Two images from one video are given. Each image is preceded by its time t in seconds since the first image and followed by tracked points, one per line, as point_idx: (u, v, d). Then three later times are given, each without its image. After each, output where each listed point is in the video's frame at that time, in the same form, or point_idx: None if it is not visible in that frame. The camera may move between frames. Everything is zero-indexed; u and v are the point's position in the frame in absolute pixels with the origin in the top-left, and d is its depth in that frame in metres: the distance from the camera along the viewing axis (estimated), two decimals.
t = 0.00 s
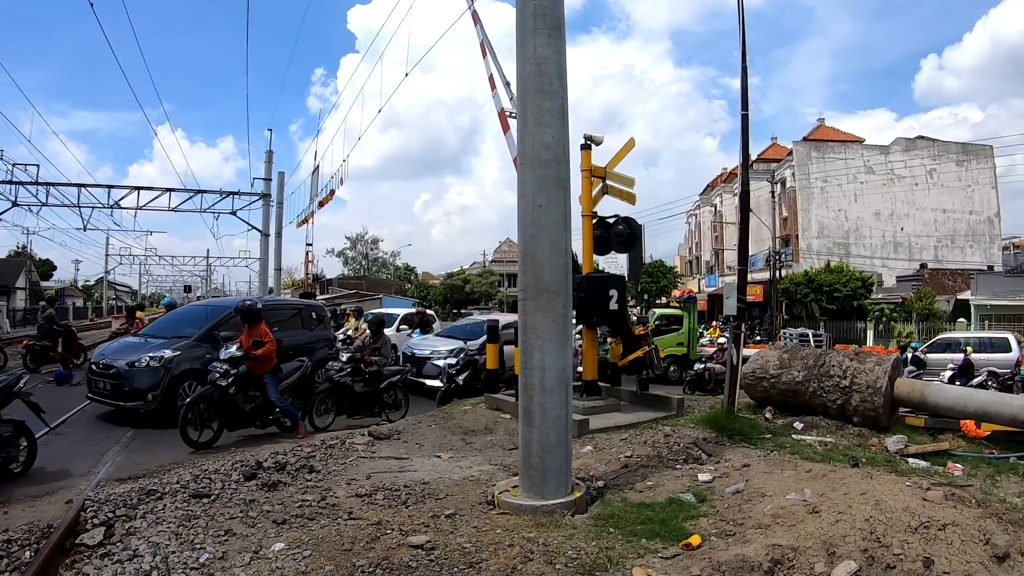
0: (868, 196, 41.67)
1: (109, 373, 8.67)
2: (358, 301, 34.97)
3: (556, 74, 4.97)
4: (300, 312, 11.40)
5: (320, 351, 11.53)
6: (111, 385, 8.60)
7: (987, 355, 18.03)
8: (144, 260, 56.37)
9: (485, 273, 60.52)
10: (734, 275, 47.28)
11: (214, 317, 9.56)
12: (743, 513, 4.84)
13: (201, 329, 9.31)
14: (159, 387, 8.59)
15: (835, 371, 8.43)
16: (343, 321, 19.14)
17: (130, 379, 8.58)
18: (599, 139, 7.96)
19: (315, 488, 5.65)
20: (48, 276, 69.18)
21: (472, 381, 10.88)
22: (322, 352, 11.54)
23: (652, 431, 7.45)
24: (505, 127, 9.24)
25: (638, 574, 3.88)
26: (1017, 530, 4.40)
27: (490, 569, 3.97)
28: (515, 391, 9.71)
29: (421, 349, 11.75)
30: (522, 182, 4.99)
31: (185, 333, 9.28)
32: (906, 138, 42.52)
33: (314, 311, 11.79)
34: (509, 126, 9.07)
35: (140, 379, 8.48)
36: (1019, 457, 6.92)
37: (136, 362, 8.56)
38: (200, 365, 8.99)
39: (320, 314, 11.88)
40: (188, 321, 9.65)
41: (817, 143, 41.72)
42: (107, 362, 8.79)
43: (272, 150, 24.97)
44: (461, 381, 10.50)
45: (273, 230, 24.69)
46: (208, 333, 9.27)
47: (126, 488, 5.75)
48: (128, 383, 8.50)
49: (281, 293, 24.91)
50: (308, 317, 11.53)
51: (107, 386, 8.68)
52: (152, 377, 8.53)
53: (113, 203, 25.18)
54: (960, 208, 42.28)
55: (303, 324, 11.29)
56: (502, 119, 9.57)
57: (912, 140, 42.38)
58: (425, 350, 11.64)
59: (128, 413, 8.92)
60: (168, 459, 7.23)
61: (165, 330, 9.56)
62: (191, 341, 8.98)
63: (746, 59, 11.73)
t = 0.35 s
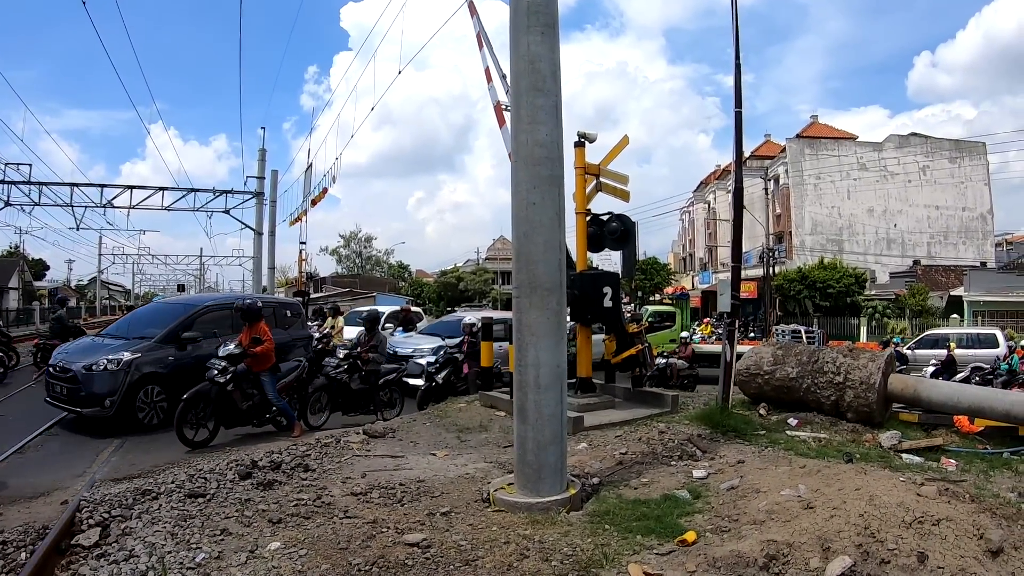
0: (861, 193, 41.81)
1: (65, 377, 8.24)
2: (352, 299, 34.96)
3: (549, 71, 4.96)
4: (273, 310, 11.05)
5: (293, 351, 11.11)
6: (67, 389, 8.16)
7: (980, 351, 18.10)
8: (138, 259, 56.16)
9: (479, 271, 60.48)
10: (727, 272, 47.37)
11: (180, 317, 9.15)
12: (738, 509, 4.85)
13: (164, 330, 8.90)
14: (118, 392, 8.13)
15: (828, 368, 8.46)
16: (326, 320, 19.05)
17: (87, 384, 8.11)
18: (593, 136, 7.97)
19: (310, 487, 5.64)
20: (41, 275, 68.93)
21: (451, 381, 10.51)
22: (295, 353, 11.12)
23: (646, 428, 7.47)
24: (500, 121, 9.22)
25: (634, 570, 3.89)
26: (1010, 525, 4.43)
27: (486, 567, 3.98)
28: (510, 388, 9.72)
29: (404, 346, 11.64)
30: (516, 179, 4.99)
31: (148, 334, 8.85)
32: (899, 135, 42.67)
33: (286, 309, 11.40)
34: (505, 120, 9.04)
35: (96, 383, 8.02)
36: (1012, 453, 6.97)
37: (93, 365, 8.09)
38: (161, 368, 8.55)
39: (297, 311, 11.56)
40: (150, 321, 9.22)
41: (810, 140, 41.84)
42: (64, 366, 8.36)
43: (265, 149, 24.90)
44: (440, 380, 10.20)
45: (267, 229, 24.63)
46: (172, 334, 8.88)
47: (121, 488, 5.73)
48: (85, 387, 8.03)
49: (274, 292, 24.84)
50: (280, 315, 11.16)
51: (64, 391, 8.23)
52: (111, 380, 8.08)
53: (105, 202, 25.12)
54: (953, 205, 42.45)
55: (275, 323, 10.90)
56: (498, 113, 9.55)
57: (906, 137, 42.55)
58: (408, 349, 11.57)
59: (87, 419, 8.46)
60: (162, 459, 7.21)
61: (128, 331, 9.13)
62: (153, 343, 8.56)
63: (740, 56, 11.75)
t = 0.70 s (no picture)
0: (856, 192, 41.93)
1: (23, 382, 7.87)
2: (348, 298, 34.97)
3: (544, 71, 4.97)
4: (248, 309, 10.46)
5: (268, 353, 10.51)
6: (24, 395, 7.80)
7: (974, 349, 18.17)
8: (133, 259, 56.03)
9: (474, 270, 60.50)
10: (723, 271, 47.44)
11: (141, 317, 8.71)
12: (734, 507, 4.86)
13: (125, 330, 8.46)
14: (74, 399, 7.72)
15: (823, 365, 8.47)
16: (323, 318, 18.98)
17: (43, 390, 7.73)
18: (588, 135, 7.98)
19: (306, 487, 5.64)
20: (36, 276, 68.78)
21: (447, 380, 10.48)
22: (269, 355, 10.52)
23: (642, 427, 7.47)
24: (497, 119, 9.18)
25: (630, 569, 3.90)
26: (1005, 522, 4.45)
27: (483, 566, 3.98)
28: (506, 387, 9.72)
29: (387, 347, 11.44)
30: (511, 177, 4.99)
31: (107, 335, 8.40)
32: (893, 133, 42.80)
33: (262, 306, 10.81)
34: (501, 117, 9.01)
35: (52, 389, 7.63)
36: (1006, 450, 6.99)
37: (48, 370, 7.70)
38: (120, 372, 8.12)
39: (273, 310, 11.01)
40: (112, 321, 8.77)
41: (805, 139, 41.92)
42: (22, 369, 7.98)
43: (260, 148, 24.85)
44: (435, 378, 10.15)
45: (262, 229, 24.60)
46: (132, 334, 8.44)
47: (118, 489, 5.72)
48: (41, 393, 7.66)
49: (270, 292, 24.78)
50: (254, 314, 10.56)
51: (21, 397, 7.89)
52: (67, 386, 7.68)
53: (100, 202, 25.07)
54: (948, 203, 42.60)
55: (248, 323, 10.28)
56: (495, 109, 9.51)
57: (900, 135, 42.69)
58: (391, 349, 11.37)
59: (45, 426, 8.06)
60: (158, 460, 7.19)
61: (89, 332, 8.71)
62: (111, 346, 8.13)
63: (734, 55, 11.77)
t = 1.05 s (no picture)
0: (854, 192, 42.00)
1: None
2: (346, 299, 34.99)
3: (541, 71, 4.97)
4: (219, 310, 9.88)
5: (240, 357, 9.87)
6: None
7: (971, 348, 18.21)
8: (130, 260, 56.02)
9: (472, 270, 60.56)
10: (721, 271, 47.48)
11: (102, 319, 8.28)
12: (732, 507, 4.87)
13: (83, 336, 7.99)
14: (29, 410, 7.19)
15: (821, 365, 8.48)
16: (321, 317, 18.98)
17: None
18: (585, 135, 7.98)
19: (304, 488, 5.64)
20: (33, 277, 68.71)
21: (445, 380, 10.48)
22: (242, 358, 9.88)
23: (639, 427, 7.47)
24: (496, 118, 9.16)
25: (628, 569, 3.91)
26: (1003, 522, 4.45)
27: (481, 567, 3.97)
28: (503, 388, 9.71)
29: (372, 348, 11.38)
30: (507, 177, 4.99)
31: (64, 342, 7.92)
32: (891, 133, 42.87)
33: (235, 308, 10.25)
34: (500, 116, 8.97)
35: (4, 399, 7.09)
36: (1004, 449, 7.00)
37: None
38: (79, 379, 7.62)
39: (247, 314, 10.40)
40: (69, 327, 8.28)
41: (802, 139, 41.95)
42: None
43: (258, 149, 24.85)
44: (434, 378, 10.17)
45: (259, 230, 24.60)
46: (91, 340, 7.96)
47: (115, 490, 5.71)
48: None
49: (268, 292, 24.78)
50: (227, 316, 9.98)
51: None
52: (21, 396, 7.15)
53: (98, 203, 25.08)
54: (946, 203, 42.68)
55: (217, 327, 9.66)
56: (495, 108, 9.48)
57: (898, 135, 42.77)
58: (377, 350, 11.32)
59: None
60: (156, 461, 7.18)
61: (46, 338, 8.24)
62: (68, 353, 7.65)
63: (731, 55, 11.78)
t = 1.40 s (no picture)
0: (853, 193, 42.03)
1: None
2: (345, 301, 35.02)
3: (540, 73, 4.97)
4: (187, 311, 9.53)
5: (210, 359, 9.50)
6: None
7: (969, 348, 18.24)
8: (129, 262, 56.00)
9: (471, 272, 60.61)
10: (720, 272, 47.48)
11: (61, 320, 7.92)
12: (732, 509, 4.87)
13: (40, 339, 7.60)
14: None
15: (820, 367, 8.48)
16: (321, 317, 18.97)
17: None
18: (584, 137, 7.98)
19: (303, 490, 5.63)
20: (33, 278, 68.74)
21: (444, 381, 10.47)
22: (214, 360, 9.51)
23: (638, 428, 7.47)
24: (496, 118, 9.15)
25: (628, 570, 3.91)
26: (1003, 523, 4.46)
27: (481, 569, 3.97)
28: (502, 389, 9.69)
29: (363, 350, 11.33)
30: (506, 179, 4.99)
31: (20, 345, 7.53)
32: (890, 134, 42.93)
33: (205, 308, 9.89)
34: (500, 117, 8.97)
35: None
36: (1004, 451, 7.00)
37: None
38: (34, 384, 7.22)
39: (218, 314, 10.02)
40: (27, 329, 7.90)
41: (801, 140, 41.98)
42: None
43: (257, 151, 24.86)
44: (433, 380, 10.18)
45: (258, 231, 24.61)
46: (48, 342, 7.59)
47: (115, 492, 5.71)
48: None
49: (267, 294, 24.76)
50: (196, 316, 9.63)
51: None
52: None
53: (97, 204, 25.11)
54: (944, 204, 42.75)
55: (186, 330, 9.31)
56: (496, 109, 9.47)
57: (897, 136, 42.83)
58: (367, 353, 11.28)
59: None
60: (155, 463, 7.17)
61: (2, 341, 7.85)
62: (23, 356, 7.27)
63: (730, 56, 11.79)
